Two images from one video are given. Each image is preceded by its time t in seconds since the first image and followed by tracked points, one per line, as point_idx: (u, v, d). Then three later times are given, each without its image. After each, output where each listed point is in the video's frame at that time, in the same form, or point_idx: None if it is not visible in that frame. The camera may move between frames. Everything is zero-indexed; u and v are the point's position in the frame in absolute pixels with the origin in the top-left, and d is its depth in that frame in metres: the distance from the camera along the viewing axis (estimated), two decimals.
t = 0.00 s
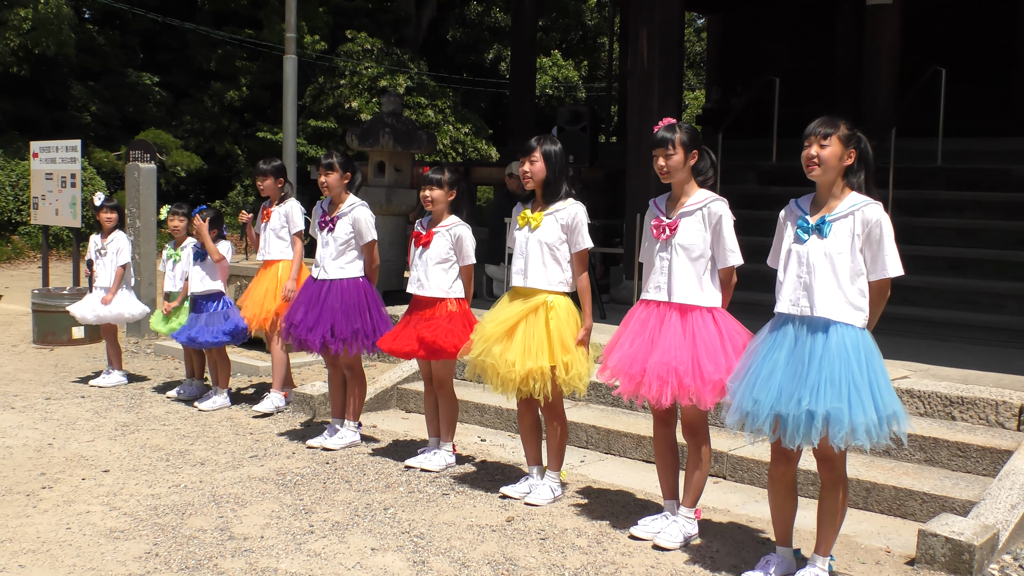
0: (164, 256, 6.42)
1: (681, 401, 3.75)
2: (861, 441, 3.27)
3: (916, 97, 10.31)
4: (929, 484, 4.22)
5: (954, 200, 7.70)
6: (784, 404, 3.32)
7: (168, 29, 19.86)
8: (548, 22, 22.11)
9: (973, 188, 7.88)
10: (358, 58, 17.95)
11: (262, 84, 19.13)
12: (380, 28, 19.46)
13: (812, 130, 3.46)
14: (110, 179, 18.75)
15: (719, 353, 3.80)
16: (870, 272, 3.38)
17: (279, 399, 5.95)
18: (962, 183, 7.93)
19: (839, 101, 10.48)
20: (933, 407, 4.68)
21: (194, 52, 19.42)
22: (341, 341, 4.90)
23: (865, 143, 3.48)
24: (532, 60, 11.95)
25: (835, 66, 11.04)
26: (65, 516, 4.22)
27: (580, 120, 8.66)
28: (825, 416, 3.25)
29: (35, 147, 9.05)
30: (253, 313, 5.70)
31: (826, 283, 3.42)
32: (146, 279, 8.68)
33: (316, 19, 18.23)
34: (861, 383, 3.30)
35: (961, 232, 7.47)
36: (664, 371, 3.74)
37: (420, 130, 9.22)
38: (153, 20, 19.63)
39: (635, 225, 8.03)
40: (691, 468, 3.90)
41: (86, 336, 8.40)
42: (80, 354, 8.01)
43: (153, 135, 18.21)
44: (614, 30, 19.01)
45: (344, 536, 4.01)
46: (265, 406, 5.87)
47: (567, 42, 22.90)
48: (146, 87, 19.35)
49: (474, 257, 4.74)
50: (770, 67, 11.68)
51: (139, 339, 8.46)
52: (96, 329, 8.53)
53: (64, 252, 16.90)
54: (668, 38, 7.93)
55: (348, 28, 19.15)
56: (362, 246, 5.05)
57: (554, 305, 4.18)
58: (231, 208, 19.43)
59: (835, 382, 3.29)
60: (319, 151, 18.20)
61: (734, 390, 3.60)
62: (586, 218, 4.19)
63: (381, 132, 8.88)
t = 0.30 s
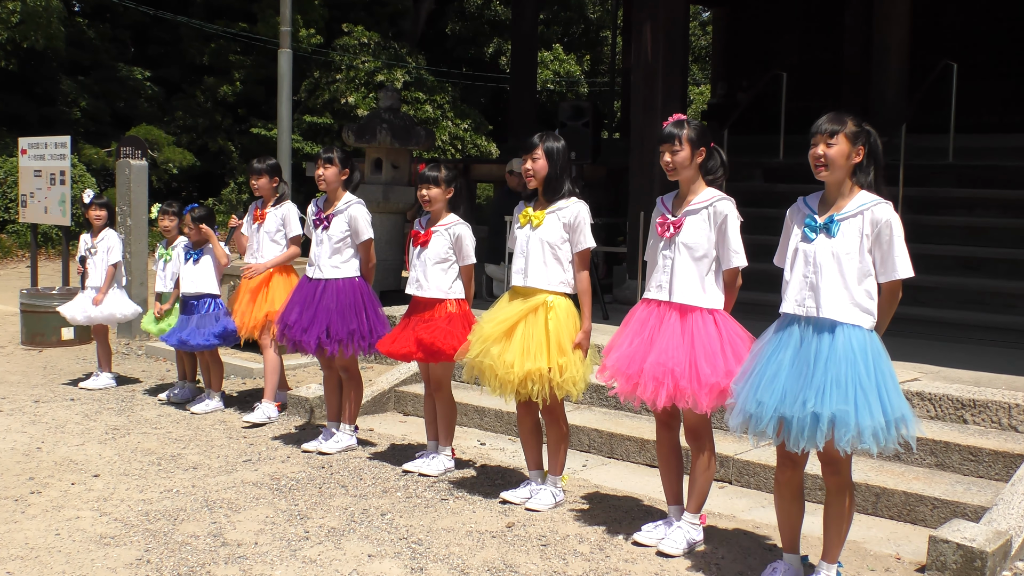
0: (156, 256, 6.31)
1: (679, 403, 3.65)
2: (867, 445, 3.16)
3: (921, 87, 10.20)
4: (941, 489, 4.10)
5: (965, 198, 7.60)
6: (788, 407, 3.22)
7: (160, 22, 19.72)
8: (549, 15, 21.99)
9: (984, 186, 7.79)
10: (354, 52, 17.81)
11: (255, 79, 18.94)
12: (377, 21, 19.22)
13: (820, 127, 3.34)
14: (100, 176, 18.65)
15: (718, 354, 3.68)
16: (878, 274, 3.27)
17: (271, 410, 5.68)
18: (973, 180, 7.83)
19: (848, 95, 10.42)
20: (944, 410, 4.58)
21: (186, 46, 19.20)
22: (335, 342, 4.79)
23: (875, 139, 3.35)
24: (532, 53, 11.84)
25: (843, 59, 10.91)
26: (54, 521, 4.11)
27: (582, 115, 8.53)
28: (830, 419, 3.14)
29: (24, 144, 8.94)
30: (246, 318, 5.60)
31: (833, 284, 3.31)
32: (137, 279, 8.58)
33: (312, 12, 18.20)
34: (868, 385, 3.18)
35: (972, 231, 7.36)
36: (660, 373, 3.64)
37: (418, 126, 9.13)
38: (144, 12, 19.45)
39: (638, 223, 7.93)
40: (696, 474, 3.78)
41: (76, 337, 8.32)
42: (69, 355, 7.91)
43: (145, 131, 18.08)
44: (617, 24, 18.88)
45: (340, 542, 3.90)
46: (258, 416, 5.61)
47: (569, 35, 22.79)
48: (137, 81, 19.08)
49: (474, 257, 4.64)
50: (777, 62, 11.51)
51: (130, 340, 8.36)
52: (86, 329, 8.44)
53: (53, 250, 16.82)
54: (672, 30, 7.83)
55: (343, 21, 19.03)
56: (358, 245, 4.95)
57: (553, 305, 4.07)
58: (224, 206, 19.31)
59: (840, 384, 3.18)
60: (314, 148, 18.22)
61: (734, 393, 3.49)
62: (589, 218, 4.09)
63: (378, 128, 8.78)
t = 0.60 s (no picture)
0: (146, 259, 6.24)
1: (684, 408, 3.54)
2: (872, 450, 3.06)
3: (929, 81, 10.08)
4: (952, 495, 3.97)
5: (977, 196, 7.50)
6: (792, 410, 3.11)
7: (151, 16, 19.56)
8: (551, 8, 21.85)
9: (995, 183, 7.68)
10: (351, 46, 17.74)
11: (249, 74, 18.88)
12: (374, 14, 19.19)
13: (829, 124, 3.22)
14: (91, 174, 18.54)
15: (723, 357, 3.59)
16: (885, 277, 3.17)
17: (265, 415, 5.57)
18: (986, 178, 7.72)
19: (858, 91, 10.32)
20: (956, 414, 4.47)
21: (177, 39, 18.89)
22: (333, 343, 4.70)
23: (885, 137, 3.25)
24: (533, 47, 11.74)
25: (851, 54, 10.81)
26: (42, 528, 4.01)
27: (584, 111, 8.41)
28: (835, 423, 3.04)
29: (12, 141, 8.83)
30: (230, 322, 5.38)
31: (840, 285, 3.20)
32: (128, 279, 8.49)
33: (308, 6, 18.08)
34: (874, 389, 3.08)
35: (984, 230, 7.27)
36: (665, 376, 3.53)
37: (416, 123, 9.03)
38: (136, 7, 19.28)
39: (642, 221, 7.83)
40: (703, 480, 3.68)
41: (65, 338, 8.23)
42: (59, 357, 7.81)
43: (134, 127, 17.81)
44: (620, 19, 18.77)
45: (336, 549, 3.80)
46: (251, 425, 5.48)
47: (570, 29, 22.68)
48: (128, 77, 18.97)
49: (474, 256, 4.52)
50: (784, 56, 11.38)
51: (121, 341, 8.26)
52: (75, 331, 8.35)
53: (41, 249, 16.72)
54: (675, 24, 7.73)
55: (340, 15, 18.93)
56: (354, 244, 4.85)
57: (555, 306, 3.96)
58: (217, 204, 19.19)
59: (845, 388, 3.08)
60: (310, 145, 18.13)
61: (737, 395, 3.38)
62: (591, 217, 3.99)
63: (376, 124, 8.68)
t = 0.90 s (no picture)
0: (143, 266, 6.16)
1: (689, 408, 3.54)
2: (872, 449, 3.06)
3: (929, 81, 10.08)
4: (952, 495, 3.96)
5: (978, 196, 7.50)
6: (791, 409, 3.11)
7: (151, 16, 19.56)
8: (551, 8, 21.86)
9: (996, 183, 7.67)
10: (351, 46, 17.75)
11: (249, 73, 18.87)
12: (374, 15, 19.18)
13: (819, 125, 3.21)
14: (91, 174, 18.55)
15: (728, 357, 3.59)
16: (882, 277, 3.17)
17: (264, 416, 5.57)
18: (987, 178, 7.71)
19: (858, 91, 10.32)
20: (956, 414, 4.47)
21: (178, 39, 18.93)
22: (341, 346, 4.72)
23: (876, 132, 3.23)
24: (533, 47, 11.74)
25: (851, 53, 10.81)
26: (42, 528, 4.00)
27: (584, 111, 8.40)
28: (834, 422, 3.04)
29: (11, 140, 8.83)
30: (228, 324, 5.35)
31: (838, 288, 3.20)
32: (128, 279, 8.49)
33: (307, 5, 18.07)
34: (873, 389, 3.08)
35: (985, 230, 7.27)
36: (670, 377, 3.53)
37: (416, 122, 9.02)
38: (136, 6, 19.27)
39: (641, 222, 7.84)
40: (703, 479, 3.67)
41: (65, 339, 8.22)
42: (58, 357, 7.81)
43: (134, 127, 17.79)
44: (621, 18, 18.76)
45: (336, 549, 3.80)
46: (251, 425, 5.49)
47: (571, 29, 22.69)
48: (128, 77, 18.99)
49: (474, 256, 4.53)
50: (783, 56, 11.38)
51: (121, 342, 8.26)
52: (75, 331, 8.35)
53: (41, 250, 16.73)
54: (676, 25, 7.70)
55: (340, 15, 18.93)
56: (353, 245, 4.84)
57: (557, 305, 3.97)
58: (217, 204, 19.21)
59: (845, 388, 3.07)
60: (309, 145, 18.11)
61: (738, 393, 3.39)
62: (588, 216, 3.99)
63: (376, 124, 8.66)
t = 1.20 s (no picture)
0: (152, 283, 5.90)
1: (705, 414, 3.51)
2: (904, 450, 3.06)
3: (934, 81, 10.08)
4: (958, 496, 3.95)
5: (983, 196, 7.49)
6: (823, 425, 3.07)
7: (155, 17, 19.60)
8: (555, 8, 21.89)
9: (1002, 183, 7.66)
10: (355, 46, 17.77)
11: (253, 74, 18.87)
12: (379, 15, 19.19)
13: (775, 181, 3.06)
14: (96, 174, 18.58)
15: (742, 357, 3.55)
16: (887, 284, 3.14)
17: (269, 416, 5.57)
18: (992, 178, 7.69)
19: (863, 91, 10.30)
20: (961, 414, 4.47)
21: (182, 40, 19.01)
22: (365, 353, 4.76)
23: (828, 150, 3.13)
24: (537, 48, 11.74)
25: (855, 54, 10.79)
26: (47, 528, 4.01)
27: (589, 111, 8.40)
28: (867, 432, 3.02)
29: (16, 141, 8.85)
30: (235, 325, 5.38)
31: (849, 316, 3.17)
32: (132, 279, 8.49)
33: (311, 6, 18.09)
34: (901, 391, 3.07)
35: (990, 230, 7.25)
36: (687, 383, 3.50)
37: (419, 123, 9.01)
38: (140, 6, 19.31)
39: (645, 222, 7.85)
40: (709, 476, 3.67)
41: (69, 339, 8.23)
42: (63, 357, 7.83)
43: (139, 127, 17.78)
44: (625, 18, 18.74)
45: (340, 550, 3.80)
46: (254, 425, 5.48)
47: (575, 29, 22.71)
48: (132, 77, 19.04)
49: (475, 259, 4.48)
50: (787, 56, 11.37)
51: (125, 342, 8.27)
52: (80, 331, 8.36)
53: (46, 250, 16.75)
54: (680, 25, 7.69)
55: (344, 15, 18.94)
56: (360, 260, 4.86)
57: (579, 311, 3.99)
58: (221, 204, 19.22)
59: (872, 396, 3.06)
60: (314, 145, 18.09)
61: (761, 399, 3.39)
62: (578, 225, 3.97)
63: (379, 125, 8.65)
